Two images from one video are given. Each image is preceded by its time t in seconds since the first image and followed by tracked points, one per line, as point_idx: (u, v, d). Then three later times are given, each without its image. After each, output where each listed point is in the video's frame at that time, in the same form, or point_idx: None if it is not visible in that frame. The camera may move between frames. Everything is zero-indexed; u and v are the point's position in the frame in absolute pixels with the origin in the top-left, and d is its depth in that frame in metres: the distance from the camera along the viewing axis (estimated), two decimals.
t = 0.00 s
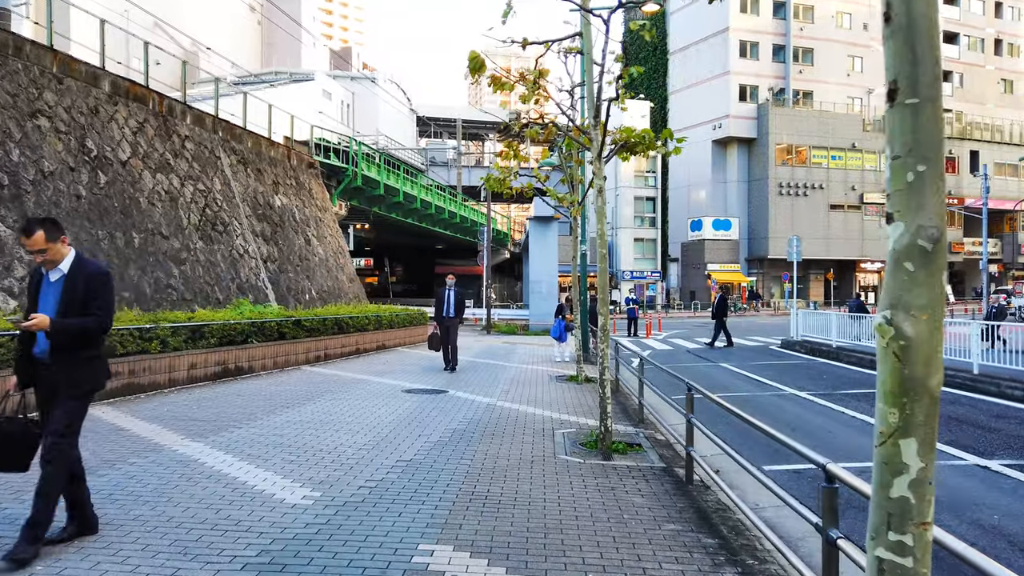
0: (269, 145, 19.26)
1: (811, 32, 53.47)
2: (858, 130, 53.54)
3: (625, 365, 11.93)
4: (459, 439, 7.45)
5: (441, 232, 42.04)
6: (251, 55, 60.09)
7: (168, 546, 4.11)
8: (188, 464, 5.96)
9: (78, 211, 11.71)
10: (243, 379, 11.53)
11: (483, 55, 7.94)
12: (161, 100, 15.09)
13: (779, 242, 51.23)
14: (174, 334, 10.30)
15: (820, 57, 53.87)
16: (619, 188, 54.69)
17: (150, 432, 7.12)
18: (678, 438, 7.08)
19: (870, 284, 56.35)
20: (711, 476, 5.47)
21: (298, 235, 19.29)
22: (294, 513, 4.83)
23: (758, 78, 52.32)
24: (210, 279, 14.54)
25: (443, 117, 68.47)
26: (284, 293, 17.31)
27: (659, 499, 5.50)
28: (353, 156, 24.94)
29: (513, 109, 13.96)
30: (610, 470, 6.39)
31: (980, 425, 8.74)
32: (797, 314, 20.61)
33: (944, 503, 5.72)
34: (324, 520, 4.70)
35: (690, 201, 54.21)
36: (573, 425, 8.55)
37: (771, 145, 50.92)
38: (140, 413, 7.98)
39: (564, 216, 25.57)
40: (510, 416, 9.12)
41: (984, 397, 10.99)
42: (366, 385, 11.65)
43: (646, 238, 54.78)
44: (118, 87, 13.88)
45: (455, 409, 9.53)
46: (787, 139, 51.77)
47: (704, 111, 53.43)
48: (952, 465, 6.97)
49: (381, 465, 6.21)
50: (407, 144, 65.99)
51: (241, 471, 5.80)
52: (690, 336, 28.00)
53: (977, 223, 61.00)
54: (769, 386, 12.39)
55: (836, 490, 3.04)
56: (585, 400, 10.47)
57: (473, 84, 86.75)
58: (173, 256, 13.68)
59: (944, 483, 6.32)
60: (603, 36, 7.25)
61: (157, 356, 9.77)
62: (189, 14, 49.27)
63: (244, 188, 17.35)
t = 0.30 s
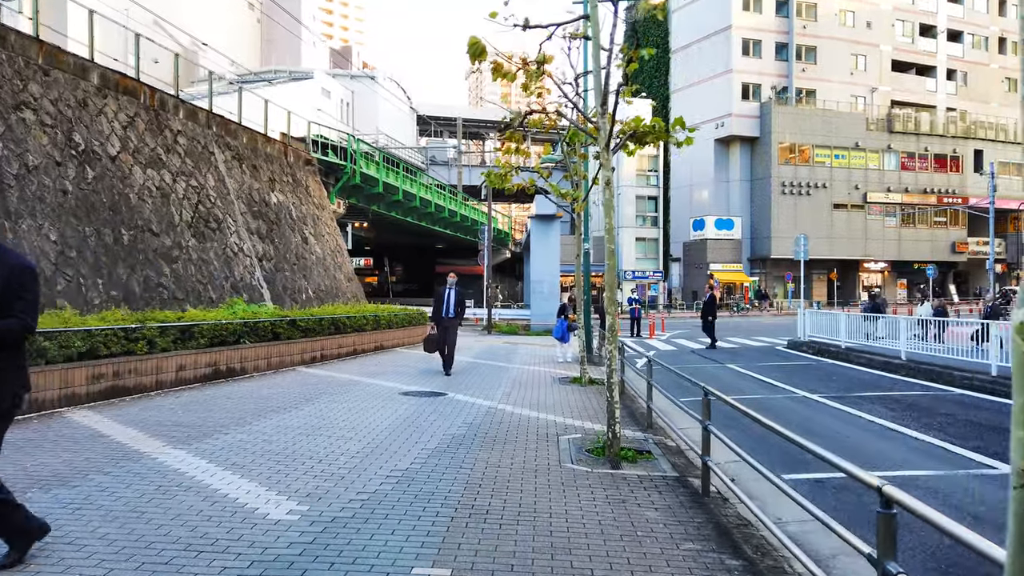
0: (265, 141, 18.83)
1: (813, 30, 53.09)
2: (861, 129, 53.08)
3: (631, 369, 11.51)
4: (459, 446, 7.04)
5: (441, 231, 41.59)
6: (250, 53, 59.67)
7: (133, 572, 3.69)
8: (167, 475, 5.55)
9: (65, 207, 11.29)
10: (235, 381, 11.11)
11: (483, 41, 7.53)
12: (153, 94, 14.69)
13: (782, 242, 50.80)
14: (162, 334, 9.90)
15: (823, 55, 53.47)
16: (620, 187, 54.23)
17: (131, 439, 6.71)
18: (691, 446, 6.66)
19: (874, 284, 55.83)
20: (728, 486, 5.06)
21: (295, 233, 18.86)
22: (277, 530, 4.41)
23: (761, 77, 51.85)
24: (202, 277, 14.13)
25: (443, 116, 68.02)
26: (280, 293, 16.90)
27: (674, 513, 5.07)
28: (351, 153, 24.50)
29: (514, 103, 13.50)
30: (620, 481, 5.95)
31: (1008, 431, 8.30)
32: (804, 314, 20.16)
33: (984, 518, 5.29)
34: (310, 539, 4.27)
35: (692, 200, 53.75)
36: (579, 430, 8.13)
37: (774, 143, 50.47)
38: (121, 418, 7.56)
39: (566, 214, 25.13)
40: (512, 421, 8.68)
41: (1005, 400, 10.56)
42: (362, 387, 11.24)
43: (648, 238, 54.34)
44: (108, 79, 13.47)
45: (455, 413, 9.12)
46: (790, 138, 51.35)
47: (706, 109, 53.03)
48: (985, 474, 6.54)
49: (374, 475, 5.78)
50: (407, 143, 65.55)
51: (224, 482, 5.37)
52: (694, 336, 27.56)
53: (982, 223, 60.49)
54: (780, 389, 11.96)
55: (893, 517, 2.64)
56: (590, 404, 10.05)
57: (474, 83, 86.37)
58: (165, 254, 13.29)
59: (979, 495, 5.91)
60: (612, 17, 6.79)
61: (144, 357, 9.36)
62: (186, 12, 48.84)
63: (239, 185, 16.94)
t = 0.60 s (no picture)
0: (259, 139, 18.47)
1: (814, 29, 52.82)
2: (862, 128, 52.81)
3: (633, 374, 11.16)
4: (455, 457, 6.69)
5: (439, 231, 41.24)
6: (248, 52, 59.35)
7: None
8: (141, 491, 5.18)
9: (49, 206, 10.92)
10: (224, 386, 10.75)
11: (481, 31, 7.17)
12: (142, 90, 14.33)
13: (783, 242, 50.56)
14: (148, 338, 9.55)
15: (824, 55, 53.23)
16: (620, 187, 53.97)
17: (107, 450, 6.33)
18: (700, 458, 6.29)
19: (875, 285, 55.53)
20: (741, 502, 4.70)
21: (289, 233, 18.50)
22: (254, 557, 4.04)
23: (761, 76, 51.38)
24: (193, 278, 13.77)
25: (442, 115, 67.67)
26: (274, 295, 16.52)
27: (685, 535, 4.71)
28: (348, 152, 24.15)
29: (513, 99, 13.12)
30: (624, 496, 5.60)
31: None
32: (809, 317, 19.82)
33: (1015, 539, 4.93)
34: (289, 567, 3.90)
35: (693, 200, 53.45)
36: (580, 439, 7.77)
37: (775, 143, 50.18)
38: (101, 428, 7.19)
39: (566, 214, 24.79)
40: (511, 429, 8.32)
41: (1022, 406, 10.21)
42: (356, 393, 10.88)
43: (648, 238, 54.03)
44: (96, 74, 13.10)
45: (452, 420, 8.77)
46: (791, 137, 50.91)
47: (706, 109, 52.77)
48: (1011, 487, 6.19)
49: (364, 491, 5.43)
50: (406, 142, 65.21)
51: (202, 501, 5.01)
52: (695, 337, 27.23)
53: (983, 223, 60.23)
54: (787, 393, 11.62)
55: (949, 561, 2.27)
56: (592, 410, 9.69)
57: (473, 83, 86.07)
58: (154, 255, 12.93)
59: (1007, 511, 5.55)
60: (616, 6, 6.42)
61: (129, 362, 9.01)
62: (184, 10, 48.48)
63: (233, 184, 16.58)
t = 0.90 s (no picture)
0: (248, 135, 18.03)
1: (811, 28, 52.57)
2: (859, 127, 52.62)
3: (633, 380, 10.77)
4: (446, 464, 6.31)
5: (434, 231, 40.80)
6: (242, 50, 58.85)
7: None
8: (101, 507, 4.74)
9: (25, 202, 10.47)
10: (207, 389, 10.32)
11: (474, 15, 6.77)
12: (126, 83, 13.89)
13: (779, 242, 50.31)
14: (124, 340, 9.11)
15: (821, 53, 52.97)
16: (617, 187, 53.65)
17: (72, 460, 5.89)
18: (706, 467, 5.89)
19: (872, 285, 55.25)
20: (750, 514, 4.32)
21: (279, 231, 18.06)
22: None
23: (758, 75, 51.32)
24: (178, 276, 13.34)
25: (438, 114, 67.28)
26: (263, 295, 16.08)
27: (694, 555, 4.31)
28: (341, 149, 23.68)
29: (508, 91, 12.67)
30: (627, 509, 5.21)
31: None
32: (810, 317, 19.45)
33: None
34: None
35: (689, 200, 53.14)
36: (579, 445, 7.36)
37: (772, 142, 49.90)
38: (69, 435, 6.76)
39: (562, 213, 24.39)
40: (506, 434, 7.92)
41: None
42: (347, 395, 10.44)
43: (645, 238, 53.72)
44: (76, 66, 12.65)
45: (445, 424, 8.36)
46: (788, 136, 50.68)
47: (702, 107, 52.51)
48: None
49: (346, 505, 5.01)
50: (401, 141, 64.77)
51: (168, 518, 4.58)
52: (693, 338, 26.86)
53: (981, 223, 60.09)
54: (791, 396, 11.25)
55: None
56: (591, 415, 9.28)
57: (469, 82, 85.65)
58: (137, 253, 12.49)
59: None
60: None
61: (103, 364, 8.57)
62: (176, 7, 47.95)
63: (220, 181, 16.14)
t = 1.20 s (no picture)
0: (242, 133, 17.66)
1: (813, 27, 52.19)
2: (861, 127, 52.34)
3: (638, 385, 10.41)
4: (441, 477, 5.97)
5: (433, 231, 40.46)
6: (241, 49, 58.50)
7: None
8: (65, 527, 4.38)
9: (6, 201, 10.10)
10: (195, 394, 9.97)
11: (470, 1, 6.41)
12: (115, 80, 13.53)
13: (780, 242, 50.01)
14: (107, 343, 8.76)
15: (822, 52, 52.60)
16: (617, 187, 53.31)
17: (42, 473, 5.54)
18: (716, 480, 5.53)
19: (874, 285, 54.92)
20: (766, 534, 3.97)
21: (274, 231, 17.71)
22: None
23: (759, 74, 51.01)
24: (168, 278, 13.00)
25: (437, 114, 66.92)
26: (256, 297, 15.73)
27: None
28: (338, 148, 23.33)
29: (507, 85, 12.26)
30: (633, 528, 4.86)
31: None
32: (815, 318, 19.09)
33: None
34: None
35: (690, 200, 52.78)
36: (581, 455, 7.01)
37: (773, 142, 49.55)
38: (43, 445, 6.40)
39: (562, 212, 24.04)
40: (504, 442, 7.56)
41: None
42: (340, 400, 10.10)
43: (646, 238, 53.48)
44: (63, 62, 12.29)
45: (441, 431, 8.01)
46: (789, 135, 50.40)
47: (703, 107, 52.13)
48: None
49: (331, 524, 4.66)
50: (400, 141, 64.45)
51: (137, 540, 4.23)
52: (695, 339, 26.49)
53: (983, 223, 59.74)
54: (799, 401, 10.89)
55: None
56: (594, 421, 8.91)
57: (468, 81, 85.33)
58: (125, 253, 12.15)
59: None
60: None
61: (85, 369, 8.23)
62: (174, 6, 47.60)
63: (213, 180, 15.79)
